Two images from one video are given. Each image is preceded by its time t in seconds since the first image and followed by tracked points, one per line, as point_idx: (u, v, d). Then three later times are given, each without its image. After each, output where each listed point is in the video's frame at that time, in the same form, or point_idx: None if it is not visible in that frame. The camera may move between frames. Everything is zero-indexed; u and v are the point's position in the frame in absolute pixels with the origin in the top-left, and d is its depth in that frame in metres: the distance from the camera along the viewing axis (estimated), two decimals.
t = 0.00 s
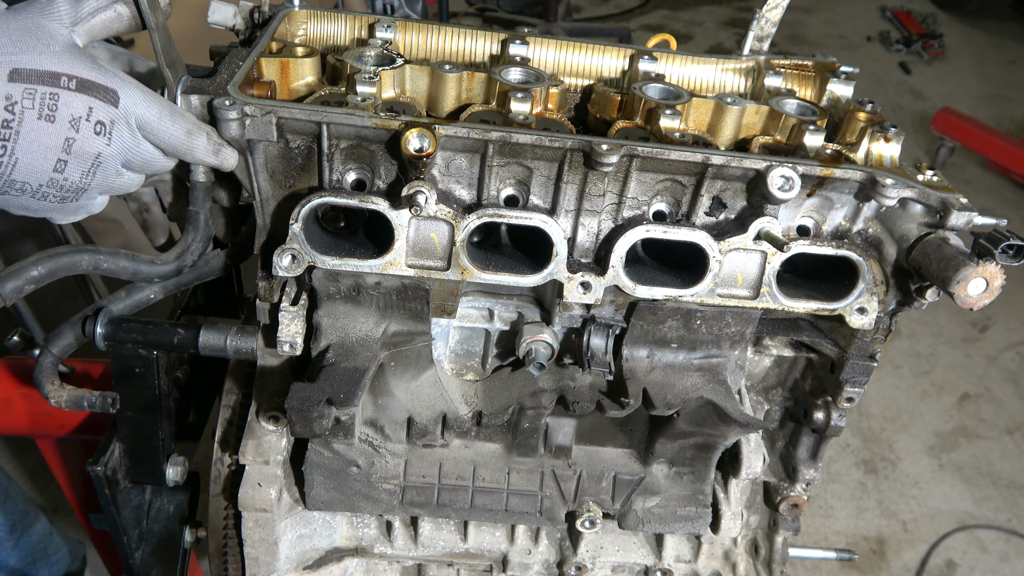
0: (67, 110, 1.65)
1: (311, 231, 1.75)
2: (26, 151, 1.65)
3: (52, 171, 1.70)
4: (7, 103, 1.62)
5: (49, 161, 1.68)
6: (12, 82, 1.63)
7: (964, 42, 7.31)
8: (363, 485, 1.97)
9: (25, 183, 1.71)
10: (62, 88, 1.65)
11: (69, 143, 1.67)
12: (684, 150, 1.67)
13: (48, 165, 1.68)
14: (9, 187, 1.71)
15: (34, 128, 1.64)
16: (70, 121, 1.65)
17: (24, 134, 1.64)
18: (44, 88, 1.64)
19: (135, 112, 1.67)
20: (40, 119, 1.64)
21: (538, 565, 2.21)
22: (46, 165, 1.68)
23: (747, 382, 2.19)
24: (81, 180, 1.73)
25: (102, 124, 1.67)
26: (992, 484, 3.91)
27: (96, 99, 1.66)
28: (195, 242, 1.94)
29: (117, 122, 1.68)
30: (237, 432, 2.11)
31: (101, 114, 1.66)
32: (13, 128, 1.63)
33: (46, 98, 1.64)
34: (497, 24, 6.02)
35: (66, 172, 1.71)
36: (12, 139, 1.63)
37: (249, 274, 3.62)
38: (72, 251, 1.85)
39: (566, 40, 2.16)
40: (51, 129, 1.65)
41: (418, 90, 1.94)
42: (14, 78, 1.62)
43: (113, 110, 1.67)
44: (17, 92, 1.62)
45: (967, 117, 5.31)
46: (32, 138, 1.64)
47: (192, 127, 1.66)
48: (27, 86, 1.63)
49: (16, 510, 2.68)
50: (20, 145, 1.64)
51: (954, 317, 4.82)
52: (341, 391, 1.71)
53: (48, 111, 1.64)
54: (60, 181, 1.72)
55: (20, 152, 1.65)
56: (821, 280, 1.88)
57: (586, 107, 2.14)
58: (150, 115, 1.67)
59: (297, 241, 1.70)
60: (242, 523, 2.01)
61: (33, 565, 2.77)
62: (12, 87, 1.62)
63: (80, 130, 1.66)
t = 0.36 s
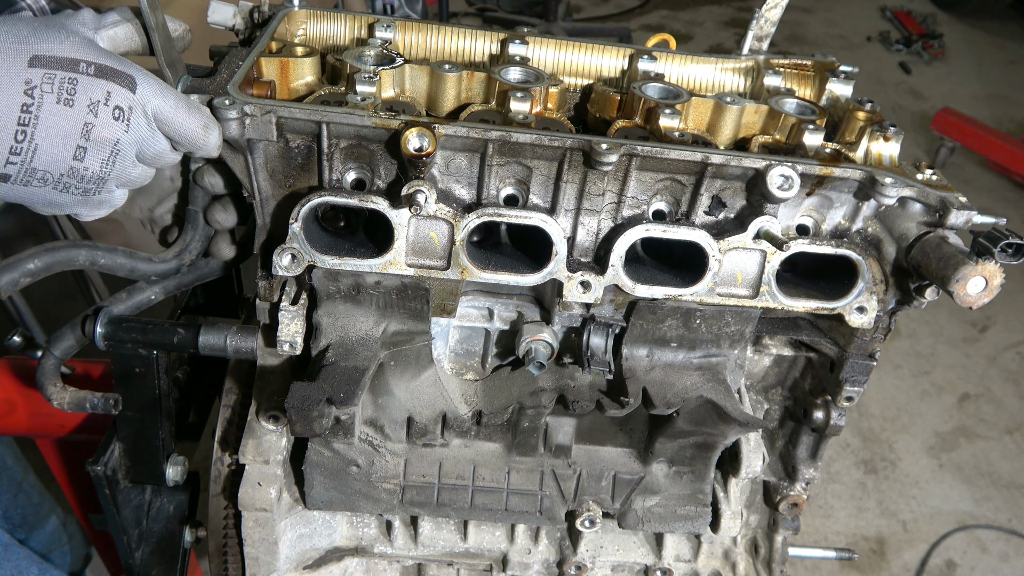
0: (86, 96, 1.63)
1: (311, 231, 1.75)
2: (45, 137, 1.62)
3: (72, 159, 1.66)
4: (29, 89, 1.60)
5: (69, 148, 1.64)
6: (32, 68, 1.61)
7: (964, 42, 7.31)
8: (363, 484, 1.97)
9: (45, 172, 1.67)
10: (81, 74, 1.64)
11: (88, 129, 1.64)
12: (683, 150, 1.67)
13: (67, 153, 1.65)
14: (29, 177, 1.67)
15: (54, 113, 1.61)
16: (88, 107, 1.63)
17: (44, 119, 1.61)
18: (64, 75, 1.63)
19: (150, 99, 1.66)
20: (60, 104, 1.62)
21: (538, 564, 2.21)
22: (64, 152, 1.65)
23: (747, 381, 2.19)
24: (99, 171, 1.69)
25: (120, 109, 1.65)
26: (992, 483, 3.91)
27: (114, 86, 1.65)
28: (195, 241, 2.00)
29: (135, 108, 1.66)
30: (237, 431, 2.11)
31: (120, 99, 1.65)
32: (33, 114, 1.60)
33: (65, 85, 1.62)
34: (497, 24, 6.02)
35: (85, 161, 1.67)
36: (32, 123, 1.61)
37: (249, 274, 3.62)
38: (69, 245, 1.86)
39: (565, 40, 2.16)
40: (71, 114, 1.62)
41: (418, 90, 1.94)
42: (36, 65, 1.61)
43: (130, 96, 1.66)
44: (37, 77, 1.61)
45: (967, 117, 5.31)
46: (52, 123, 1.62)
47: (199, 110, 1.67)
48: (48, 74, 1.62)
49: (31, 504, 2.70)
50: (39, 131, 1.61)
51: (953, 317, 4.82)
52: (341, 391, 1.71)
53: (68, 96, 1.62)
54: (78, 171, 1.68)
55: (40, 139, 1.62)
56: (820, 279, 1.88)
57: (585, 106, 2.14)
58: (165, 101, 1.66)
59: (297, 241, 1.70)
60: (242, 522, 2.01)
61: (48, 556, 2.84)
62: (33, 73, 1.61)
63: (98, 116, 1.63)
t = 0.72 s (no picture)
0: (133, 108, 1.60)
1: (311, 231, 1.75)
2: (93, 142, 1.57)
3: (114, 167, 1.62)
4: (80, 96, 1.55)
5: (112, 156, 1.60)
6: (83, 75, 1.56)
7: (964, 42, 7.31)
8: (363, 485, 1.97)
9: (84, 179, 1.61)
10: (130, 86, 1.61)
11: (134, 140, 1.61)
12: (683, 151, 1.67)
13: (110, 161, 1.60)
14: (69, 182, 1.61)
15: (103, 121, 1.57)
16: (135, 120, 1.60)
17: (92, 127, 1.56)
18: (112, 85, 1.59)
19: (188, 121, 1.64)
20: (110, 113, 1.58)
21: (538, 564, 2.21)
22: (107, 159, 1.60)
23: (747, 381, 2.19)
24: (136, 181, 1.66)
25: (166, 123, 1.63)
26: (992, 484, 3.91)
27: (159, 102, 1.63)
28: (184, 239, 1.99)
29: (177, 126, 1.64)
30: (237, 432, 2.11)
31: (166, 114, 1.62)
32: (82, 120, 1.55)
33: (115, 94, 1.58)
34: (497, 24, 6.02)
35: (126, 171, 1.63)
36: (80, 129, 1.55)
37: (249, 274, 3.62)
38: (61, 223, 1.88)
39: (566, 40, 2.16)
40: (117, 124, 1.59)
41: (418, 90, 1.94)
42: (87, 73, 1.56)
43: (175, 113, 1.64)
44: (89, 84, 1.56)
45: (967, 117, 5.31)
46: (100, 131, 1.57)
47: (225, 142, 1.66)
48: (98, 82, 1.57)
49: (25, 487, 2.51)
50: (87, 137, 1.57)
51: (953, 317, 4.82)
52: (341, 391, 1.71)
53: (117, 106, 1.59)
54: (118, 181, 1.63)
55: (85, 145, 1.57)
56: (821, 280, 1.88)
57: (586, 107, 2.14)
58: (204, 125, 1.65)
59: (297, 241, 1.70)
60: (242, 523, 2.01)
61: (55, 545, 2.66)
62: (84, 81, 1.56)
63: (145, 129, 1.61)
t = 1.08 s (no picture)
0: (136, 92, 1.57)
1: (310, 231, 1.75)
2: (97, 126, 1.54)
3: (118, 151, 1.58)
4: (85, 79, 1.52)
5: (116, 138, 1.56)
6: (88, 57, 1.53)
7: (964, 42, 7.31)
8: (363, 484, 1.97)
9: (88, 164, 1.57)
10: (134, 68, 1.58)
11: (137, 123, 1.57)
12: (683, 150, 1.67)
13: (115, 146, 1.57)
14: (73, 167, 1.56)
15: (106, 103, 1.54)
16: (138, 103, 1.57)
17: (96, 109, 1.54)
18: (116, 68, 1.56)
19: (186, 108, 1.63)
20: (114, 96, 1.55)
21: (538, 563, 2.21)
22: (112, 143, 1.56)
23: (747, 380, 2.19)
24: (139, 166, 1.63)
25: (169, 107, 1.61)
26: (992, 483, 3.91)
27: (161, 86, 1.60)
28: (183, 237, 1.88)
29: (179, 115, 1.63)
30: (237, 431, 2.11)
31: (169, 98, 1.61)
32: (86, 103, 1.53)
33: (118, 77, 1.56)
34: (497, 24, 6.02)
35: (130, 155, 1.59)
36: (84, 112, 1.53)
37: (249, 274, 3.63)
38: (56, 218, 1.70)
39: (565, 38, 2.16)
40: (122, 107, 1.56)
41: (418, 90, 1.94)
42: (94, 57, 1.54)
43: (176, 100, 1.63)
44: (93, 66, 1.54)
45: (967, 117, 5.31)
46: (104, 113, 1.54)
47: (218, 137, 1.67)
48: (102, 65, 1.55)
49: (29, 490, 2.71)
50: (91, 120, 1.53)
51: (953, 317, 4.81)
52: (341, 390, 1.71)
53: (120, 87, 1.56)
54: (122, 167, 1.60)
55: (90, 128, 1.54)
56: (820, 279, 1.89)
57: (585, 106, 2.14)
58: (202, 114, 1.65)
59: (297, 241, 1.70)
60: (242, 522, 2.01)
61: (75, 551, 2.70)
62: (89, 63, 1.53)
63: (148, 113, 1.58)
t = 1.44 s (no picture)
0: (135, 40, 1.54)
1: (321, 191, 1.74)
2: (99, 77, 1.53)
3: (125, 103, 1.54)
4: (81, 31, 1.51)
5: (121, 90, 1.54)
6: (85, 9, 1.53)
7: (963, 42, 7.32)
8: (366, 483, 1.97)
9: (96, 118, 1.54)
10: (133, 16, 1.55)
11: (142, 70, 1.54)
12: (704, 132, 1.67)
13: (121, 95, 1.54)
14: (83, 124, 1.54)
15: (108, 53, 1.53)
16: (142, 50, 1.54)
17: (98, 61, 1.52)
18: (117, 18, 1.54)
19: (193, 51, 1.58)
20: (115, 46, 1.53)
21: (541, 562, 2.22)
22: (118, 93, 1.54)
23: (749, 379, 2.20)
24: (149, 117, 1.58)
25: (171, 51, 1.56)
26: (992, 483, 3.93)
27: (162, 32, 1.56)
28: (183, 193, 1.81)
29: (185, 61, 1.57)
30: (240, 431, 2.11)
31: (172, 42, 1.57)
32: (85, 56, 1.52)
33: (118, 24, 1.54)
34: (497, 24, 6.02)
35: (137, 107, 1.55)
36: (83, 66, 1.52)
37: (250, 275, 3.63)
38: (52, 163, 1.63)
39: (582, 22, 2.17)
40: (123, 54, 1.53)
41: (436, 58, 1.92)
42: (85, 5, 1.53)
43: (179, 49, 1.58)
44: (92, 18, 1.53)
45: (967, 117, 5.31)
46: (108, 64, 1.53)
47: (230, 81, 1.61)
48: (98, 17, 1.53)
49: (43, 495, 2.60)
50: (93, 71, 1.52)
51: (953, 317, 4.78)
52: (345, 389, 1.72)
53: (121, 37, 1.54)
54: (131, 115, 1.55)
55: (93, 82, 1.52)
56: (828, 274, 1.89)
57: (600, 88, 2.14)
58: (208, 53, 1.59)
59: (307, 199, 1.69)
60: (245, 522, 2.01)
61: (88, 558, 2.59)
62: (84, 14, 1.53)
63: (151, 63, 1.54)
